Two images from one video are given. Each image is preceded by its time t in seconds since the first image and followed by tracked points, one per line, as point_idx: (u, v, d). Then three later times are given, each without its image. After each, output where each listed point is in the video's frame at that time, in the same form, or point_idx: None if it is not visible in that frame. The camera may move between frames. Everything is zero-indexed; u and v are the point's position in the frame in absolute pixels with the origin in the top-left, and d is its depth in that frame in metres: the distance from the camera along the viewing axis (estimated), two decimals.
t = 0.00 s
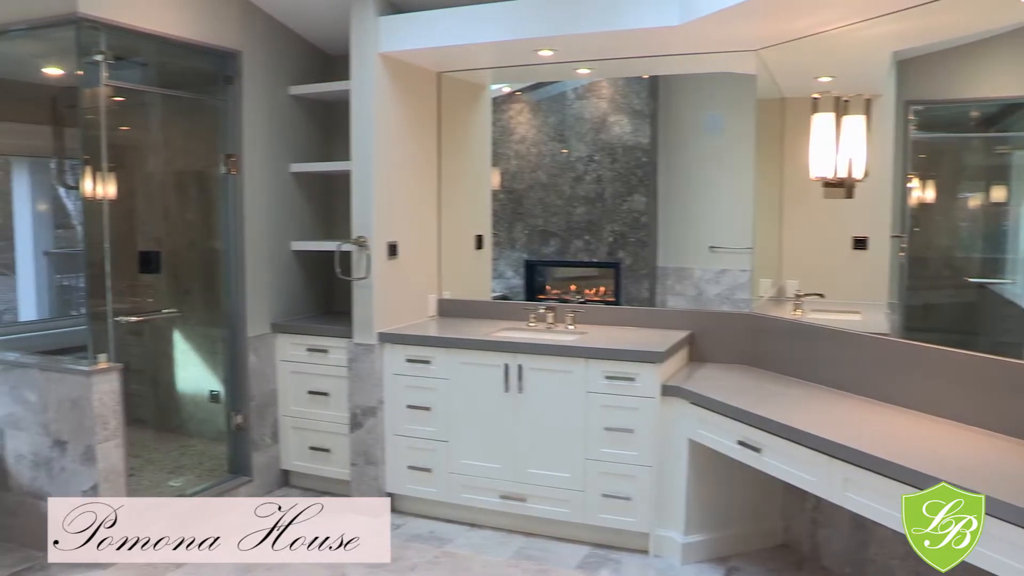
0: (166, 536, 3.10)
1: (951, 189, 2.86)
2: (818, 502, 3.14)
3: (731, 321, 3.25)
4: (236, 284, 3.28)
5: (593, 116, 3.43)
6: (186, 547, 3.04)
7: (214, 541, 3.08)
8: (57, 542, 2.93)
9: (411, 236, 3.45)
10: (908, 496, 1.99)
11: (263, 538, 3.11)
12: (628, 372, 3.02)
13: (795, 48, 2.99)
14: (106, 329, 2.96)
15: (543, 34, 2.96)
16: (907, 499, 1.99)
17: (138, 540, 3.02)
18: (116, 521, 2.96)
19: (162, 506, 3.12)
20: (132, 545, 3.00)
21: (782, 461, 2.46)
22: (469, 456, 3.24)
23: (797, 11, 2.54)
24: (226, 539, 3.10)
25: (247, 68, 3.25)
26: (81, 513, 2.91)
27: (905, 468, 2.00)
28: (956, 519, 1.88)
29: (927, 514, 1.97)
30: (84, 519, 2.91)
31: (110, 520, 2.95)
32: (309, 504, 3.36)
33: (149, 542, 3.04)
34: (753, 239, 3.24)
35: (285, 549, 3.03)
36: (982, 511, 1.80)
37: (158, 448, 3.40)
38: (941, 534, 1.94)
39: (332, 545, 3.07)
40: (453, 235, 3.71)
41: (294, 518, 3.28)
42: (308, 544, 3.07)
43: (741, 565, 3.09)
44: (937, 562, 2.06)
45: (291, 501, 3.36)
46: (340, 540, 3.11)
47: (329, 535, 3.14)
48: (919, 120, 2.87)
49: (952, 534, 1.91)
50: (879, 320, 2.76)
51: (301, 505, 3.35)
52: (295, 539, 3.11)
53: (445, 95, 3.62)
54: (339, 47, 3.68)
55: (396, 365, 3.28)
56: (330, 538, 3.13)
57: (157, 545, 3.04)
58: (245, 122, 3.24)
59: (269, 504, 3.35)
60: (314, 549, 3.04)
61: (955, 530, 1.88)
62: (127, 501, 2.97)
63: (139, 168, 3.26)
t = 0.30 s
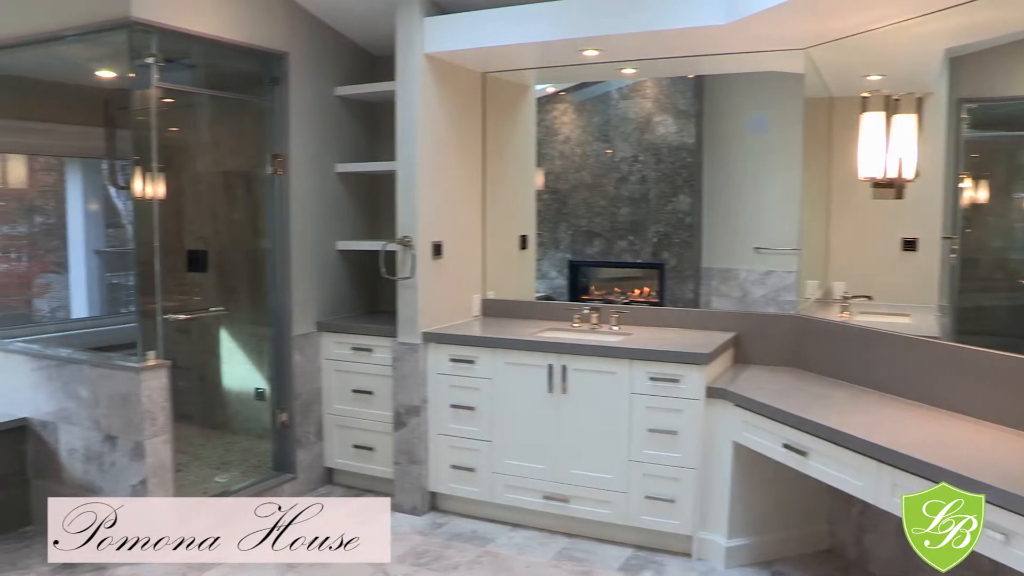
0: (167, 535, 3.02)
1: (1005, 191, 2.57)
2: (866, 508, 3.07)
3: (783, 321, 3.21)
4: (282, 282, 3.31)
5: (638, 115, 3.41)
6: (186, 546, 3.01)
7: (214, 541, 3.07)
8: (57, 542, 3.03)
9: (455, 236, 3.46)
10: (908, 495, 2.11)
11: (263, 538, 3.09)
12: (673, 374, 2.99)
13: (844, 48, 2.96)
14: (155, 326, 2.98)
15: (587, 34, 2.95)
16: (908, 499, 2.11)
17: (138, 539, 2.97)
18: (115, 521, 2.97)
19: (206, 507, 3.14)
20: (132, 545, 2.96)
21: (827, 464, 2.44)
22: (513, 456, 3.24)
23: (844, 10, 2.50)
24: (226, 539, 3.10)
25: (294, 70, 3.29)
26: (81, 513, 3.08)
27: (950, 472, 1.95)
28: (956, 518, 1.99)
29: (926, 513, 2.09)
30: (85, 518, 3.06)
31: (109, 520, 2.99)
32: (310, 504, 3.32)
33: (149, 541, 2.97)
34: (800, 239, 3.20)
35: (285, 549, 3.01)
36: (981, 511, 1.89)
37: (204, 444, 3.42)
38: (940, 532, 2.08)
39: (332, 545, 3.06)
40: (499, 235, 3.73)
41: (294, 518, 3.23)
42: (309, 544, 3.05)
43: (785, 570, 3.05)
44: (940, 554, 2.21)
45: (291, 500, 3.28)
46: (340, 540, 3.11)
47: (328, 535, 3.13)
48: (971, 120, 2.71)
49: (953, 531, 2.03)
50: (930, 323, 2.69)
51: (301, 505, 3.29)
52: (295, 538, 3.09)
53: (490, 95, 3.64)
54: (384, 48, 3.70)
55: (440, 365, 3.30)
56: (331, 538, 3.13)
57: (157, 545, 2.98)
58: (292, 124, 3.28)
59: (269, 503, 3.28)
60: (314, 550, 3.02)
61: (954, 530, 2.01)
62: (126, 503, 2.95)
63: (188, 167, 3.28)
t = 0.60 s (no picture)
0: (167, 535, 3.02)
1: None
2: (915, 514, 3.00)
3: (828, 322, 3.17)
4: (326, 281, 3.34)
5: (681, 115, 3.39)
6: (186, 545, 2.99)
7: (215, 540, 3.01)
8: (58, 542, 3.01)
9: (498, 235, 3.46)
10: (909, 496, 2.22)
11: (263, 538, 3.07)
12: (717, 375, 2.96)
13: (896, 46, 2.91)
14: (200, 324, 3.02)
15: (632, 33, 2.94)
16: (909, 499, 2.22)
17: (139, 540, 3.01)
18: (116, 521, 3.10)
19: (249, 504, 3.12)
20: (133, 545, 2.99)
21: (870, 467, 2.40)
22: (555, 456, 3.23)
23: (894, 7, 2.45)
24: (227, 538, 3.04)
25: (338, 71, 3.31)
26: (81, 512, 3.08)
27: (1001, 478, 1.90)
28: (957, 518, 2.09)
29: (926, 512, 2.20)
30: (85, 518, 3.07)
31: (110, 520, 3.09)
32: (310, 504, 3.26)
33: (149, 542, 3.00)
34: (847, 240, 3.16)
35: (285, 549, 3.01)
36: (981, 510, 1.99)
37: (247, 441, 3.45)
38: (940, 532, 2.19)
39: (332, 545, 3.04)
40: (542, 236, 3.73)
41: (294, 518, 3.19)
42: (308, 544, 3.04)
43: None
44: (939, 554, 2.33)
45: (292, 499, 3.23)
46: (340, 540, 3.09)
47: (329, 535, 3.11)
48: None
49: (952, 531, 2.15)
50: (981, 327, 2.59)
51: (301, 504, 3.24)
52: (296, 538, 3.09)
53: (533, 94, 3.64)
54: (427, 48, 3.71)
55: (481, 365, 3.30)
56: (331, 538, 3.11)
57: (157, 545, 2.99)
58: (336, 124, 3.31)
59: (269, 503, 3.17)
60: (313, 550, 3.01)
61: (954, 530, 2.12)
62: (127, 502, 3.11)
63: (232, 169, 3.29)
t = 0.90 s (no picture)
0: (167, 536, 3.05)
1: None
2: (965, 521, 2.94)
3: (872, 325, 3.11)
4: (368, 281, 3.37)
5: (723, 114, 3.38)
6: (186, 546, 2.98)
7: (215, 541, 3.01)
8: (58, 542, 3.00)
9: (539, 235, 3.46)
10: (909, 496, 2.44)
11: (263, 539, 3.01)
12: (759, 378, 2.93)
13: (940, 41, 2.81)
14: (243, 322, 3.06)
15: (672, 32, 2.91)
16: (910, 499, 2.44)
17: (139, 540, 3.01)
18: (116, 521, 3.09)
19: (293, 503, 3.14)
20: (132, 545, 2.98)
21: (919, 473, 2.31)
22: (596, 457, 3.23)
23: (940, 4, 2.39)
24: (227, 538, 3.02)
25: (379, 72, 3.34)
26: (82, 512, 3.09)
27: None
28: (956, 519, 2.31)
29: (927, 513, 2.41)
30: (85, 519, 3.07)
31: (110, 520, 3.08)
32: (310, 504, 3.17)
33: (149, 542, 3.00)
34: (890, 241, 3.07)
35: (285, 549, 2.97)
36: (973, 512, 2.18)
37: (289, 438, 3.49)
38: (939, 532, 2.41)
39: (332, 545, 3.00)
40: (584, 236, 3.72)
41: (294, 518, 3.10)
42: (308, 545, 3.01)
43: None
44: (939, 554, 2.56)
45: (292, 499, 3.13)
46: (340, 540, 3.04)
47: (329, 535, 3.07)
48: None
49: (951, 530, 2.36)
50: None
51: (301, 504, 3.15)
52: (295, 538, 3.05)
53: (575, 94, 3.64)
54: (468, 49, 3.71)
55: (522, 365, 3.31)
56: (331, 537, 3.06)
57: (157, 545, 2.99)
58: (378, 124, 3.34)
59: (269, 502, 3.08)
60: (313, 550, 2.97)
61: (954, 530, 2.34)
62: (128, 502, 3.13)
63: (275, 167, 3.29)
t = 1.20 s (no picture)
0: (167, 535, 3.03)
1: None
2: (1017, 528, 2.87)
3: (917, 328, 3.04)
4: (409, 281, 3.41)
5: (766, 113, 3.34)
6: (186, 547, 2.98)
7: (214, 541, 3.04)
8: (57, 542, 2.96)
9: (582, 235, 3.46)
10: (912, 497, 2.62)
11: (263, 539, 3.02)
12: (801, 379, 2.89)
13: (991, 37, 2.74)
14: (286, 320, 3.06)
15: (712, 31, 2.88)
16: (914, 499, 2.61)
17: (139, 540, 2.98)
18: (116, 521, 3.05)
19: (335, 502, 3.17)
20: (133, 545, 2.96)
21: (966, 479, 2.24)
22: (637, 457, 3.22)
23: None
24: (227, 538, 3.06)
25: (421, 73, 3.37)
26: (81, 512, 3.01)
27: None
28: (958, 520, 2.47)
29: (927, 512, 2.58)
30: (85, 518, 3.00)
31: (110, 520, 3.04)
32: (311, 503, 3.08)
33: (149, 542, 2.97)
34: (938, 242, 3.00)
35: (285, 549, 2.96)
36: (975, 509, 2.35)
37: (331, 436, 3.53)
38: (940, 532, 2.55)
39: (332, 546, 3.00)
40: (624, 236, 3.70)
41: (294, 518, 3.04)
42: (308, 545, 3.00)
43: None
44: (938, 555, 2.65)
45: (292, 499, 3.03)
46: (340, 540, 3.03)
47: (329, 534, 3.06)
48: None
49: (952, 531, 2.53)
50: None
51: (302, 504, 3.05)
52: (296, 538, 3.03)
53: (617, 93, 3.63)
54: (510, 49, 3.71)
55: (563, 365, 3.31)
56: (331, 537, 3.05)
57: (157, 545, 2.97)
58: (420, 124, 3.38)
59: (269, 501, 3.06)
60: (313, 551, 2.97)
61: (954, 529, 2.50)
62: (128, 502, 3.10)
63: (317, 167, 3.23)
